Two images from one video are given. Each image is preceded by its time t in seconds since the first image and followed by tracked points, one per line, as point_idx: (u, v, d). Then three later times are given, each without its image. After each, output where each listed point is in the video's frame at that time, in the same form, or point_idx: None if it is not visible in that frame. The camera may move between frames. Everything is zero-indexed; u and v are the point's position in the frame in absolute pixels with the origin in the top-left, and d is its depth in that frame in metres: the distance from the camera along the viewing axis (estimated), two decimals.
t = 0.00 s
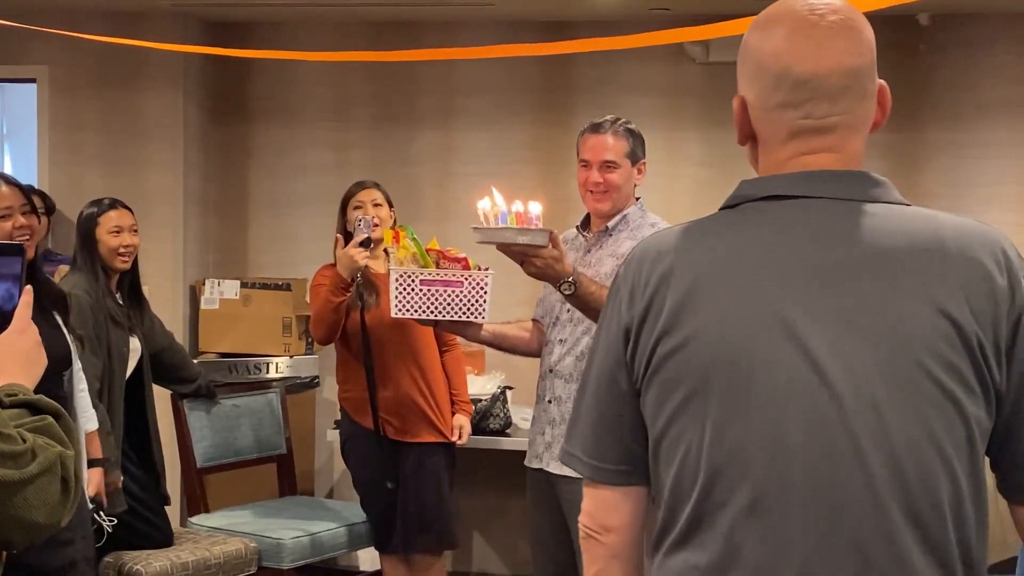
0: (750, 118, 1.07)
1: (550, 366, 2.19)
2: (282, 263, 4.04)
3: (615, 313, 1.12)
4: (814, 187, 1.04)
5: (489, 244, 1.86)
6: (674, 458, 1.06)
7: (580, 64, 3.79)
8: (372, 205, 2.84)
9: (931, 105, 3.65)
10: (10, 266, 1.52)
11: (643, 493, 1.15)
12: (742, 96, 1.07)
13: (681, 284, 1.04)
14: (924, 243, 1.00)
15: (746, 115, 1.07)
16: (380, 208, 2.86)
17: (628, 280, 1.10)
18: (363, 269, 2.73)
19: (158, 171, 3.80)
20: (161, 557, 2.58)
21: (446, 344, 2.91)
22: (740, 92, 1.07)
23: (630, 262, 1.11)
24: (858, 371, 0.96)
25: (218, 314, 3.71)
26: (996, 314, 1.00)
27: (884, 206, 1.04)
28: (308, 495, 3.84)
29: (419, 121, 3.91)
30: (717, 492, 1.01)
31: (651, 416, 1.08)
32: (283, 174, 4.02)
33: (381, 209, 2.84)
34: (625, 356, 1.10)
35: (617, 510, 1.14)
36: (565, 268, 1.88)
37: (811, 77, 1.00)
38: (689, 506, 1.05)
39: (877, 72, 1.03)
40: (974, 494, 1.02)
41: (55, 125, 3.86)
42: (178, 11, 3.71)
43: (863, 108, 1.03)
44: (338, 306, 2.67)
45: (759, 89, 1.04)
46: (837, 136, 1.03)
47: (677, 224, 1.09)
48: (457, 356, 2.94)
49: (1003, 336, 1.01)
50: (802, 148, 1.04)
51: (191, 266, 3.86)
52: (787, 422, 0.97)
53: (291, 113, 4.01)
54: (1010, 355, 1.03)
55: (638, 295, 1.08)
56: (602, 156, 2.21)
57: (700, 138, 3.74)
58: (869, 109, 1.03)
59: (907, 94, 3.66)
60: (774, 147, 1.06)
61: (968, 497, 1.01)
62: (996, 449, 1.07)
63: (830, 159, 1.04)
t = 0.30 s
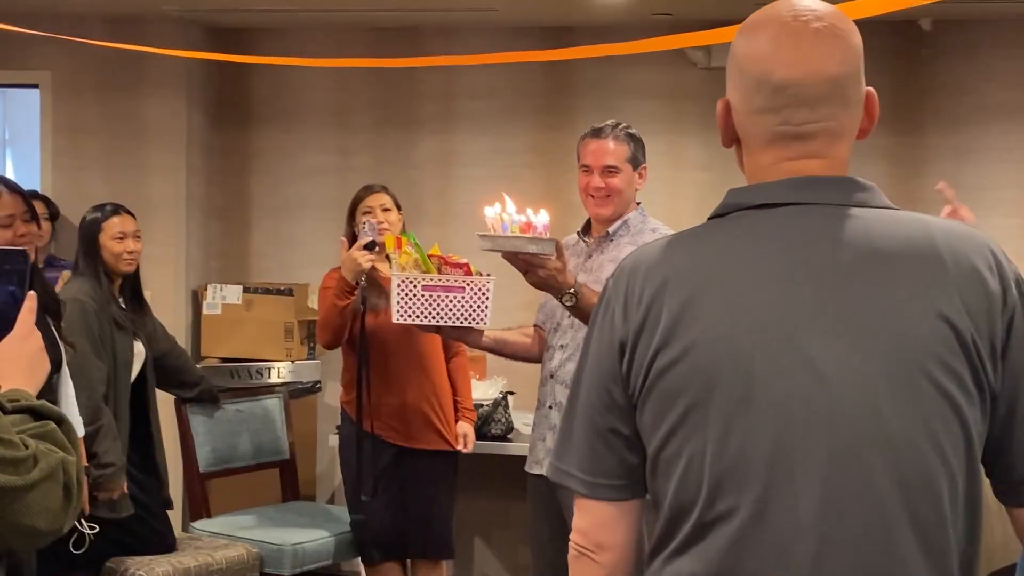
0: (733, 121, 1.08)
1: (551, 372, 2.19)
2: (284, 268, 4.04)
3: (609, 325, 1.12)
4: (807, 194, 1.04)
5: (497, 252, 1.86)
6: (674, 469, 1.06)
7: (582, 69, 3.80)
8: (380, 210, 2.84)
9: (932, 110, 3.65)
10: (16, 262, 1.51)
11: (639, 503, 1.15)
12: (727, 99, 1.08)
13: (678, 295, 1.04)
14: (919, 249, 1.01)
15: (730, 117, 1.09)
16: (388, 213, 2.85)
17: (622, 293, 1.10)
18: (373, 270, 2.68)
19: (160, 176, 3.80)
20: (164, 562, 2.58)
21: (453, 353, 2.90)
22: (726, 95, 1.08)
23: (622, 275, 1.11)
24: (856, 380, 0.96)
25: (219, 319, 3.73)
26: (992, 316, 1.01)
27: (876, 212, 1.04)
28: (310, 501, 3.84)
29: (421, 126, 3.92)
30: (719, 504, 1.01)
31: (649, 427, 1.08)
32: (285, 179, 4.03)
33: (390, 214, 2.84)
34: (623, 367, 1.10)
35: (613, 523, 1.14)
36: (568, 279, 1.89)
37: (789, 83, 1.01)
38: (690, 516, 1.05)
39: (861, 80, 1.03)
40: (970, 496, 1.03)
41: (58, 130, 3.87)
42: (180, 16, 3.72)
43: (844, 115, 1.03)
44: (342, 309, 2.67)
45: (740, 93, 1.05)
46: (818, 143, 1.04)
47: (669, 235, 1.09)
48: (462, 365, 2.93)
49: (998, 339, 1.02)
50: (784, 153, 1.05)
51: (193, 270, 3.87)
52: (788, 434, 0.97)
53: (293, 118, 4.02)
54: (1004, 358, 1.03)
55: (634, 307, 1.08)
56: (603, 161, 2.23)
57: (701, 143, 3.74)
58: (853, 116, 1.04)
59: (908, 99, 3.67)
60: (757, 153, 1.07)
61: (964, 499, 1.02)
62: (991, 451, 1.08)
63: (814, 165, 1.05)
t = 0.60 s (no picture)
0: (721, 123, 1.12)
1: (551, 374, 2.19)
2: (284, 269, 4.04)
3: (604, 328, 1.11)
4: (802, 196, 1.03)
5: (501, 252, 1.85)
6: (671, 471, 1.06)
7: (584, 70, 3.80)
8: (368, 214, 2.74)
9: (935, 111, 3.65)
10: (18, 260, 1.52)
11: (639, 505, 1.15)
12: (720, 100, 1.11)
13: (672, 297, 1.03)
14: (915, 251, 1.00)
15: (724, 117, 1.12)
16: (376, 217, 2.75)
17: (616, 296, 1.10)
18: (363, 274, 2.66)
19: (161, 176, 3.80)
20: (164, 563, 2.57)
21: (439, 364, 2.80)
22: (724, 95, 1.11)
23: (616, 277, 1.11)
24: (850, 382, 0.96)
25: (220, 320, 3.72)
26: (990, 318, 1.00)
27: (872, 213, 1.03)
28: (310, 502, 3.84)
29: (421, 127, 3.92)
30: (715, 507, 1.01)
31: (645, 430, 1.08)
32: (285, 180, 4.03)
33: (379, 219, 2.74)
34: (619, 369, 1.09)
35: (614, 526, 1.14)
36: (571, 280, 1.89)
37: (738, 88, 1.04)
38: (686, 518, 1.05)
39: (820, 86, 1.00)
40: (970, 501, 1.02)
41: (58, 130, 3.87)
42: (181, 16, 3.72)
43: (797, 121, 1.02)
44: (332, 320, 2.56)
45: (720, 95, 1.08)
46: (774, 147, 1.05)
47: (663, 237, 1.09)
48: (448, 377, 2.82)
49: (996, 341, 1.01)
50: (748, 156, 1.07)
51: (194, 271, 3.86)
52: (783, 436, 0.97)
53: (293, 119, 4.02)
54: (1003, 360, 1.02)
55: (628, 310, 1.07)
56: (606, 163, 2.21)
57: (704, 144, 3.74)
58: (829, 119, 1.02)
59: (910, 101, 3.66)
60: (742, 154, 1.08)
61: (963, 502, 1.01)
62: (992, 453, 1.07)
63: (798, 167, 1.04)
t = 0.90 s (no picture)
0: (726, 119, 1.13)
1: (546, 370, 2.19)
2: (276, 266, 4.03)
3: (602, 321, 1.12)
4: (800, 192, 1.04)
5: (499, 248, 1.85)
6: (665, 465, 1.06)
7: (576, 68, 3.80)
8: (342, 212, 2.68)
9: (926, 109, 3.66)
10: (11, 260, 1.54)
11: (634, 498, 1.15)
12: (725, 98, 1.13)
13: (668, 291, 1.04)
14: (908, 247, 1.01)
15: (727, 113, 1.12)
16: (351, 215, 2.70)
17: (614, 289, 1.10)
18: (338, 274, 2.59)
19: (152, 174, 3.78)
20: (155, 561, 2.57)
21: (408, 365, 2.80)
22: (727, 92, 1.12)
23: (615, 271, 1.11)
24: (843, 375, 0.97)
25: (212, 318, 3.71)
26: (982, 314, 1.00)
27: (869, 209, 1.04)
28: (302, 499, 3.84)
29: (414, 124, 3.91)
30: (708, 500, 1.01)
31: (641, 423, 1.08)
32: (277, 177, 4.01)
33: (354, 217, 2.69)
34: (615, 363, 1.10)
35: (614, 517, 1.14)
36: (568, 277, 1.90)
37: (738, 81, 1.04)
38: (680, 511, 1.05)
39: (819, 83, 1.01)
40: (961, 496, 1.03)
41: (49, 127, 3.85)
42: (172, 13, 3.70)
43: (794, 117, 1.03)
44: (306, 320, 2.55)
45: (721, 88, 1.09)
46: (771, 141, 1.05)
47: (660, 232, 1.09)
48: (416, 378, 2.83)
49: (989, 337, 1.01)
50: (746, 150, 1.08)
51: (185, 269, 3.85)
52: (776, 430, 0.97)
53: (285, 115, 4.00)
54: (996, 356, 1.03)
55: (625, 304, 1.08)
56: (597, 161, 2.22)
57: (696, 143, 3.75)
58: (827, 116, 1.02)
59: (901, 99, 3.68)
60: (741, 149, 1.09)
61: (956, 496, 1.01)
62: (984, 449, 1.08)
63: (795, 164, 1.05)
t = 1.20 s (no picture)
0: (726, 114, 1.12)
1: (545, 366, 2.19)
2: (273, 263, 4.02)
3: (604, 315, 1.12)
4: (801, 186, 1.04)
5: (503, 237, 1.84)
6: (665, 459, 1.06)
7: (573, 64, 3.80)
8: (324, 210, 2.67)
9: (922, 106, 3.67)
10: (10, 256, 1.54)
11: (635, 492, 1.15)
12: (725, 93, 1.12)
13: (669, 285, 1.04)
14: (909, 241, 1.01)
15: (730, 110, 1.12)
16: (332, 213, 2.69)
17: (616, 283, 1.10)
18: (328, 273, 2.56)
19: (148, 170, 3.77)
20: (151, 558, 2.56)
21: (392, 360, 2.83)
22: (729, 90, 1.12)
23: (617, 265, 1.11)
24: (844, 369, 0.97)
25: (208, 314, 3.70)
26: (983, 308, 1.00)
27: (871, 204, 1.04)
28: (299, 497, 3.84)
29: (410, 121, 3.91)
30: (708, 494, 1.01)
31: (642, 417, 1.08)
32: (273, 174, 4.00)
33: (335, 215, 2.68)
34: (616, 357, 1.10)
35: (616, 510, 1.14)
36: (570, 269, 1.89)
37: (745, 74, 1.04)
38: (681, 505, 1.05)
39: (828, 75, 1.01)
40: (961, 491, 1.03)
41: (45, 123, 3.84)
42: (168, 9, 3.69)
43: (800, 109, 1.03)
44: (299, 321, 2.51)
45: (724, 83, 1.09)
46: (776, 135, 1.05)
47: (662, 227, 1.09)
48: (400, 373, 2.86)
49: (990, 331, 1.01)
50: (750, 144, 1.08)
51: (180, 266, 3.84)
52: (777, 424, 0.97)
53: (281, 112, 3.99)
54: (997, 349, 1.03)
55: (626, 299, 1.08)
56: (591, 157, 2.24)
57: (693, 139, 3.75)
58: (832, 110, 1.02)
59: (896, 96, 3.69)
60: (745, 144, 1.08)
61: (955, 490, 1.02)
62: (985, 443, 1.08)
63: (796, 158, 1.05)
